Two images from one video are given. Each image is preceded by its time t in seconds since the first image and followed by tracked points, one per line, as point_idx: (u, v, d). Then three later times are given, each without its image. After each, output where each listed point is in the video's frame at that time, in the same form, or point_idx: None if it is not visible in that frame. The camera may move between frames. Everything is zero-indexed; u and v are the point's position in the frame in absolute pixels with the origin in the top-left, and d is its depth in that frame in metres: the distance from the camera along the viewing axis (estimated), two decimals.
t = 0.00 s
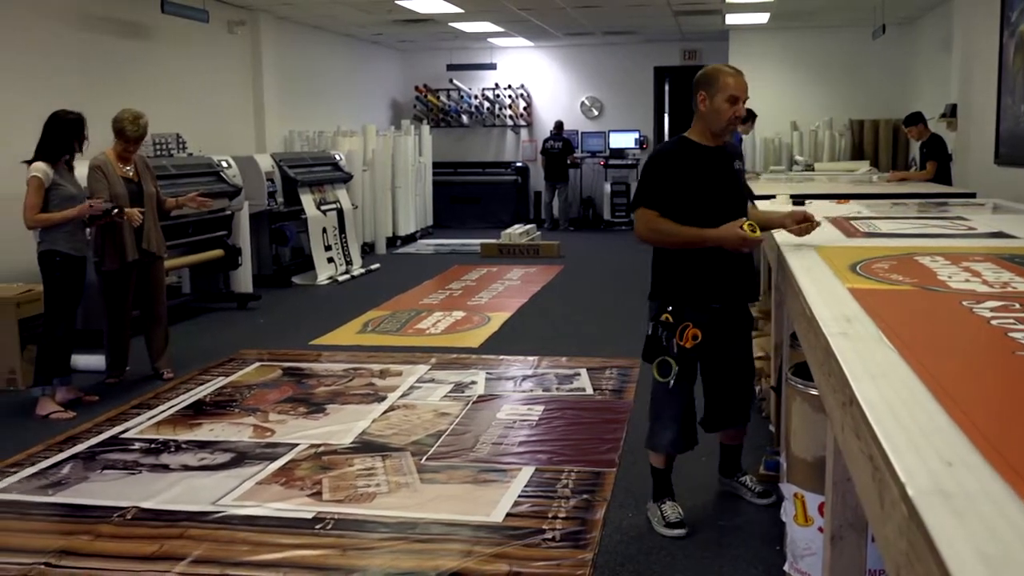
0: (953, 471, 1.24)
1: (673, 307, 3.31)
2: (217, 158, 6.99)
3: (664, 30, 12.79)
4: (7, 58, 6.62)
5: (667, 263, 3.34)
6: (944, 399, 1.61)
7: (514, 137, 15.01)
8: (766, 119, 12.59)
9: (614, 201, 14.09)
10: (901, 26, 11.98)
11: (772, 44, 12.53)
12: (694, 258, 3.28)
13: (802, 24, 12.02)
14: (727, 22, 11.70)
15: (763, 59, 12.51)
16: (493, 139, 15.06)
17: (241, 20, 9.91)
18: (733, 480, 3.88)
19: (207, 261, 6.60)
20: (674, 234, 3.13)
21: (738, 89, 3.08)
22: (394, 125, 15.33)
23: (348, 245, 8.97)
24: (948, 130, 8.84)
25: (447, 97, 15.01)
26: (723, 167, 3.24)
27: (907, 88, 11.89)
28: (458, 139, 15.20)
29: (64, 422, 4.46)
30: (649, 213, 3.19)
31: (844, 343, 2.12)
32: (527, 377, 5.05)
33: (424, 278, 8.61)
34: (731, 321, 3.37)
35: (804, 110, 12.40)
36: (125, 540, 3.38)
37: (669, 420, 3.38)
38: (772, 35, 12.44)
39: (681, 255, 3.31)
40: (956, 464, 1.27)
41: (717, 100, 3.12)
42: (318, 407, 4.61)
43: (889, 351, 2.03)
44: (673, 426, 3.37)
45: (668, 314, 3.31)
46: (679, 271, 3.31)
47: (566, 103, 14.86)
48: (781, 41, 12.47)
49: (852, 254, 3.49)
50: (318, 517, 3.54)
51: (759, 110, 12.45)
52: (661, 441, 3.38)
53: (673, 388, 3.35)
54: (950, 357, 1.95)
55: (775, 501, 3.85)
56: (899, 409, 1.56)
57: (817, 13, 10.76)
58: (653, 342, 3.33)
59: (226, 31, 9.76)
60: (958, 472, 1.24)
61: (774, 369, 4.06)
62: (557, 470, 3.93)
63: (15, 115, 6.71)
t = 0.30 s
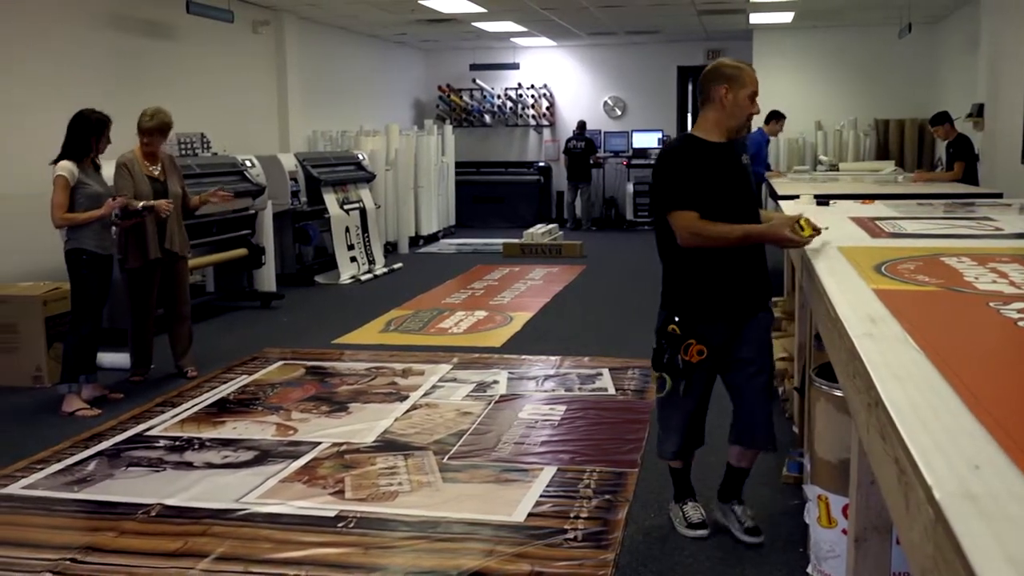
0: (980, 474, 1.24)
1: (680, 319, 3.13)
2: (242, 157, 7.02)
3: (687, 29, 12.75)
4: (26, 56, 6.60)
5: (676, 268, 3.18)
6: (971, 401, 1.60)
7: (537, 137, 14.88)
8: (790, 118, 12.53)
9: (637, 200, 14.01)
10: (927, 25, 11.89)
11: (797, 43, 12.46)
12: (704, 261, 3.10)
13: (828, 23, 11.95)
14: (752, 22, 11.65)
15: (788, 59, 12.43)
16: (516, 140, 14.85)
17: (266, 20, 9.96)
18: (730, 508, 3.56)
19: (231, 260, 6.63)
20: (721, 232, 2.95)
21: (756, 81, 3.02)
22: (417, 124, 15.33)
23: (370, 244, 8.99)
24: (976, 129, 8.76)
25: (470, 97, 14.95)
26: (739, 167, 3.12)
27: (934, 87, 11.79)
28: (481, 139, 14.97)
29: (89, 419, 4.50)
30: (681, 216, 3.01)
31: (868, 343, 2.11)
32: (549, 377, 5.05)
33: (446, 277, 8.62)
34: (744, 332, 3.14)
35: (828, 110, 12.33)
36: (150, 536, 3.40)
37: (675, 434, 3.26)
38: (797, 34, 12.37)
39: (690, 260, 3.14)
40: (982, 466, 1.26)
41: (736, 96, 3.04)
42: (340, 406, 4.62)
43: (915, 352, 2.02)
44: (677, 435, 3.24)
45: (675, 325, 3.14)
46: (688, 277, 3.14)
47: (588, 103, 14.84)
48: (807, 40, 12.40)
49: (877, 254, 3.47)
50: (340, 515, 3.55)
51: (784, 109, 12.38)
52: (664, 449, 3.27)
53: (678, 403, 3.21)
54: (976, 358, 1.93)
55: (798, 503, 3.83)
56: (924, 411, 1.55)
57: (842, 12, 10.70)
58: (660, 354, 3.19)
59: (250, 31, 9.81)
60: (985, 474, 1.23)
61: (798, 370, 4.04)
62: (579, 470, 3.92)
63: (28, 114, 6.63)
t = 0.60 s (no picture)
0: (1014, 479, 1.22)
1: (710, 338, 2.94)
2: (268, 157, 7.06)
3: (715, 28, 12.71)
4: (56, 56, 6.66)
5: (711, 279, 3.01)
6: (1004, 405, 1.58)
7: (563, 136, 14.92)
8: (819, 117, 12.45)
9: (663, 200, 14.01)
10: (958, 25, 11.79)
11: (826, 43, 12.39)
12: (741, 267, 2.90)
13: (858, 22, 11.88)
14: (781, 21, 11.60)
15: (817, 58, 12.36)
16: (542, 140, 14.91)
17: (293, 20, 10.01)
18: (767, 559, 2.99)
19: (258, 259, 6.68)
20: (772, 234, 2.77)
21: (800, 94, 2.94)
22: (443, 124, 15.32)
23: (396, 244, 9.00)
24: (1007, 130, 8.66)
25: (496, 97, 14.97)
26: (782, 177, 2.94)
27: (965, 86, 11.68)
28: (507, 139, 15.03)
29: (118, 416, 4.54)
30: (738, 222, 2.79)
31: (898, 345, 2.09)
32: (575, 377, 5.05)
33: (471, 277, 8.63)
34: (775, 349, 2.94)
35: (857, 109, 12.24)
36: (178, 533, 3.43)
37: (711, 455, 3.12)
38: (827, 33, 12.30)
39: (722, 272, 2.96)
40: (1014, 471, 1.25)
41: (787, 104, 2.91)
42: (366, 405, 4.64)
43: (946, 354, 1.99)
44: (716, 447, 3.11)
45: (705, 345, 2.95)
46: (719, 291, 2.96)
47: (614, 103, 14.80)
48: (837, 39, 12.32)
49: (908, 255, 3.44)
50: (366, 514, 3.57)
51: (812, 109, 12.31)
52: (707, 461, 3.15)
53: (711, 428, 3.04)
54: (1009, 361, 1.91)
55: (825, 505, 3.81)
56: (956, 414, 1.53)
57: (872, 11, 10.64)
58: (691, 374, 3.01)
59: (278, 31, 9.86)
60: (1019, 480, 1.22)
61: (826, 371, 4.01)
62: (605, 470, 3.91)
63: (58, 113, 6.68)
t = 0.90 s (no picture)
0: None
1: (768, 341, 2.86)
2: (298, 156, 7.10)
3: (744, 28, 12.64)
4: (89, 55, 6.73)
5: (760, 278, 2.92)
6: None
7: (591, 135, 14.92)
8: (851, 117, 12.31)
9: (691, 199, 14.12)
10: (992, 23, 11.63)
11: (857, 40, 12.26)
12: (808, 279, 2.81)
13: (891, 20, 11.75)
14: (812, 19, 11.50)
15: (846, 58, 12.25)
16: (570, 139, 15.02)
17: (323, 21, 10.07)
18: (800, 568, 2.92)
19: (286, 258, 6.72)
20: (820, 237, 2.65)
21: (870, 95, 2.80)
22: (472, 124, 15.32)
23: (425, 243, 9.03)
24: None
25: (525, 96, 15.01)
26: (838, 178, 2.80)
27: (1000, 86, 11.50)
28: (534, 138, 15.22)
29: (150, 413, 4.59)
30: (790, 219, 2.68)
31: (930, 346, 2.06)
32: (603, 377, 5.04)
33: (499, 276, 8.64)
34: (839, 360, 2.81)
35: (888, 109, 12.09)
36: (208, 529, 3.46)
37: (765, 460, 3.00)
38: (859, 32, 12.19)
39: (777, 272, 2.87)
40: None
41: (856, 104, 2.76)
42: (394, 403, 4.65)
43: (980, 357, 1.96)
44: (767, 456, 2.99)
45: (762, 348, 2.88)
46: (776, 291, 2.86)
47: (643, 102, 14.69)
48: (869, 38, 12.20)
49: (940, 256, 3.41)
50: (394, 512, 3.58)
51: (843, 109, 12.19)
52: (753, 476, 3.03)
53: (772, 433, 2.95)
54: None
55: (854, 507, 3.78)
56: (990, 416, 1.51)
57: (904, 9, 10.52)
58: (747, 378, 2.90)
59: (308, 31, 9.92)
60: None
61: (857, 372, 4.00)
62: (633, 470, 3.91)
63: (90, 113, 6.75)
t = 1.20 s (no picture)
0: None
1: (821, 341, 2.64)
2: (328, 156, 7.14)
3: (776, 27, 12.55)
4: (123, 55, 6.80)
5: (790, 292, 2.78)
6: None
7: (621, 135, 14.88)
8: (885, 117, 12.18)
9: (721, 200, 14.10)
10: None
11: (891, 39, 12.13)
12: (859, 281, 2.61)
13: (925, 19, 11.62)
14: (845, 18, 11.40)
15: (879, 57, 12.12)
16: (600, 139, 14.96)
17: (354, 20, 10.10)
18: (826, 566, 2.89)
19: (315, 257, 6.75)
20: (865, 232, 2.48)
21: (925, 87, 2.54)
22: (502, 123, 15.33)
23: (454, 242, 9.05)
24: None
25: (555, 96, 14.99)
26: (879, 179, 2.63)
27: None
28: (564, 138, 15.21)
29: (183, 410, 4.63)
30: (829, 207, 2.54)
31: (965, 348, 2.02)
32: (632, 377, 5.03)
33: (528, 276, 8.64)
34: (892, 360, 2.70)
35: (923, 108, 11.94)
36: (239, 526, 3.48)
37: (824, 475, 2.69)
38: (893, 31, 12.06)
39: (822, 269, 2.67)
40: None
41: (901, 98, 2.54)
42: (423, 402, 4.67)
43: (1017, 360, 1.92)
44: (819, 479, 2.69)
45: (815, 349, 2.65)
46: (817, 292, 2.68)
47: (673, 102, 14.63)
48: (904, 36, 12.07)
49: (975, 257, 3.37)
50: (423, 510, 3.59)
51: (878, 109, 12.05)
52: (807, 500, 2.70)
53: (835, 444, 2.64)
54: None
55: (887, 511, 3.75)
56: None
57: (939, 8, 10.39)
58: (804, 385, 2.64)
59: (338, 31, 9.95)
60: None
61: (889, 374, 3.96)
62: (662, 471, 3.90)
63: (123, 112, 6.81)
